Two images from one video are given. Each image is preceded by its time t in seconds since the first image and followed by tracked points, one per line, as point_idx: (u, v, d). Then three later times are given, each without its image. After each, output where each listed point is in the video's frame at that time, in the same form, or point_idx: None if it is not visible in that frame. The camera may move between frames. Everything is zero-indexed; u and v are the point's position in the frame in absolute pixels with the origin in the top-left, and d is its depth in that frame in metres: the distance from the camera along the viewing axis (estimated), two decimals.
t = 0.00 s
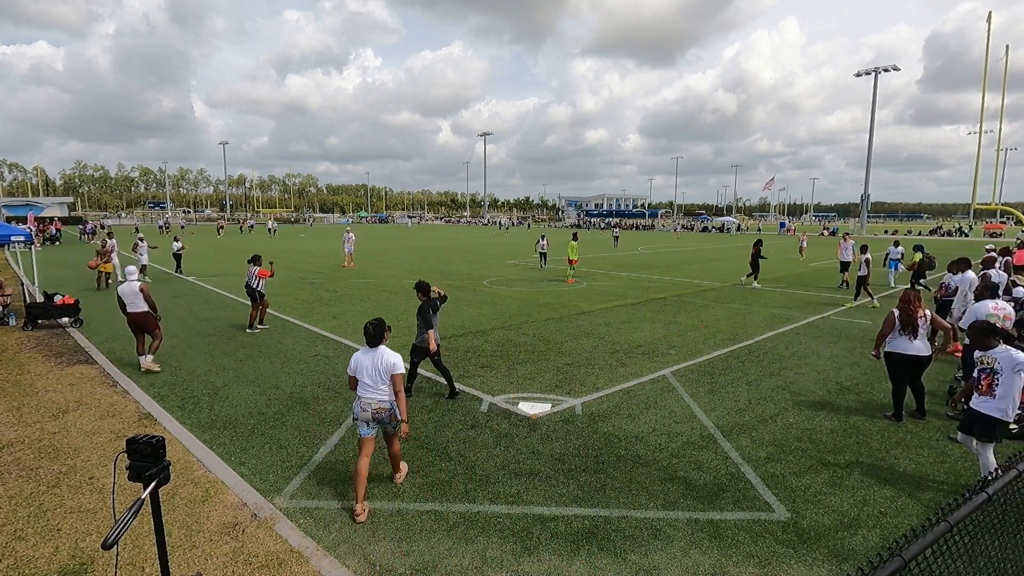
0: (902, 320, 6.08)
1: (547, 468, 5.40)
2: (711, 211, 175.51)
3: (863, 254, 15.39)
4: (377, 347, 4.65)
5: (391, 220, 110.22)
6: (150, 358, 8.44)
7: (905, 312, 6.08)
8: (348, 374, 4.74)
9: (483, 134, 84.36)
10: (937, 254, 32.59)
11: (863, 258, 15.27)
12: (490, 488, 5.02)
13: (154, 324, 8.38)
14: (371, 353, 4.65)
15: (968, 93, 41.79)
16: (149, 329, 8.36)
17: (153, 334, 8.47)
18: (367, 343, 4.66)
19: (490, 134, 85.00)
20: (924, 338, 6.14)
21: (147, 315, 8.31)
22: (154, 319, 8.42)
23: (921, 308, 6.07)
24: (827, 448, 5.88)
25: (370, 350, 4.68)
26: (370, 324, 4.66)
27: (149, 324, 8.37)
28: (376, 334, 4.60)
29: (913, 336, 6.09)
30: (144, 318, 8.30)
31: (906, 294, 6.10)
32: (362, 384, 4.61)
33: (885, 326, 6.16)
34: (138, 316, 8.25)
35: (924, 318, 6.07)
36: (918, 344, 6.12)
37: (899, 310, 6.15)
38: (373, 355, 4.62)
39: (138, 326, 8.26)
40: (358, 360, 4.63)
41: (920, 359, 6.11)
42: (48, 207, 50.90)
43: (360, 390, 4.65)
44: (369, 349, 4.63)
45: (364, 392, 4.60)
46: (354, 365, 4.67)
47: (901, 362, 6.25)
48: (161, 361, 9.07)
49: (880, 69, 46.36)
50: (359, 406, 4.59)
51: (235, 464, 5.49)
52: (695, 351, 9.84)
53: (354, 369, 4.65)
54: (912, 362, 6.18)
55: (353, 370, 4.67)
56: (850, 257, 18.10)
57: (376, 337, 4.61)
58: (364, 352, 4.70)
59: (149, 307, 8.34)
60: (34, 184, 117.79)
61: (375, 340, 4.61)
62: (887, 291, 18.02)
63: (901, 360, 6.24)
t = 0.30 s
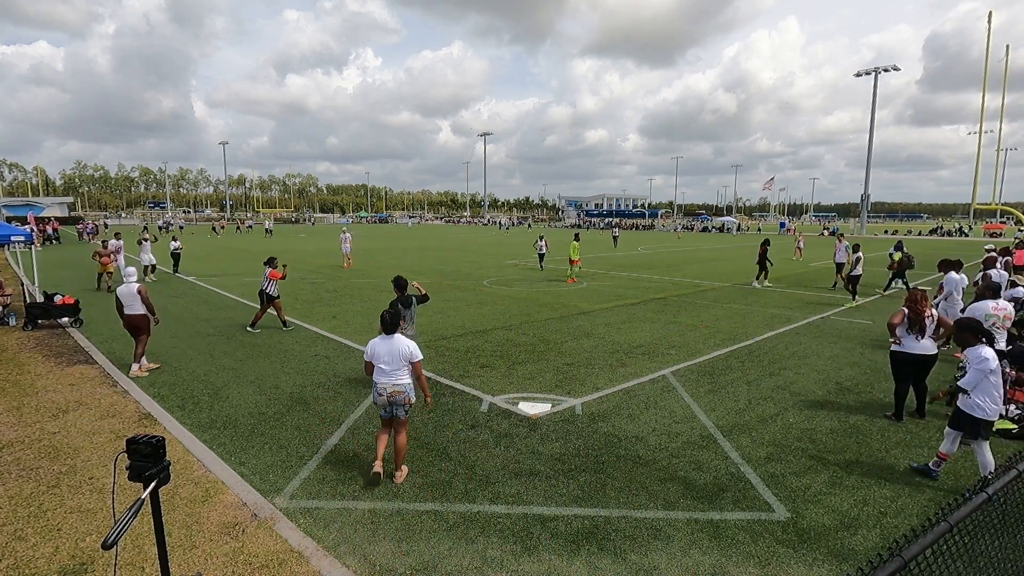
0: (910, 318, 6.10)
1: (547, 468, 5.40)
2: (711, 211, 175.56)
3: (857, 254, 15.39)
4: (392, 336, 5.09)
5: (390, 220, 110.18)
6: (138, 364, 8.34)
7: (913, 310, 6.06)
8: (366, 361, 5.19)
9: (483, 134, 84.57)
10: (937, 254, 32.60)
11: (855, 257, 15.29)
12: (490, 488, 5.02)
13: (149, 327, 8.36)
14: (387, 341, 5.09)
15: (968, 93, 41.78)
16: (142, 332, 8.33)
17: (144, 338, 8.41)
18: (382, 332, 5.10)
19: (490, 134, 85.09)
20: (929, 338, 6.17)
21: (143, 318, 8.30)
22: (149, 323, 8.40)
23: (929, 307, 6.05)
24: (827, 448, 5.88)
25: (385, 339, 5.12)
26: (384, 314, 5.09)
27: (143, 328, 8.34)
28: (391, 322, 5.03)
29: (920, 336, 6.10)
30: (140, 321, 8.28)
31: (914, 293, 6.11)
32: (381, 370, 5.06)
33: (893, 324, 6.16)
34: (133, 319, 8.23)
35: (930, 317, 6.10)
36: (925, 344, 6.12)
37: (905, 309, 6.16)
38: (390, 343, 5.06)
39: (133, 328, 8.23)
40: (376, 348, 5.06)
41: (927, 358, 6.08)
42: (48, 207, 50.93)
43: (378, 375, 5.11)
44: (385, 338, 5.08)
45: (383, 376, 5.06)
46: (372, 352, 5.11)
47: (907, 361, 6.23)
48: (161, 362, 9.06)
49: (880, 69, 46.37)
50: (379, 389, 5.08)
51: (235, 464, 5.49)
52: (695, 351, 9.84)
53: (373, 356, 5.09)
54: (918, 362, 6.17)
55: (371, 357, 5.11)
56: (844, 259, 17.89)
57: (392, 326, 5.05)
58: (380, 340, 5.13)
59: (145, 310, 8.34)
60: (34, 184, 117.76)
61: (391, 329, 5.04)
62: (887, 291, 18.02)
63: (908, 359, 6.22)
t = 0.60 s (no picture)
0: (921, 318, 6.06)
1: (547, 468, 5.40)
2: (711, 211, 175.64)
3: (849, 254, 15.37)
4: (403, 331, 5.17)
5: (390, 220, 110.22)
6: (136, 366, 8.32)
7: (922, 311, 6.04)
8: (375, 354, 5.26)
9: (483, 134, 84.97)
10: (937, 254, 32.62)
11: (849, 257, 15.31)
12: (490, 487, 5.02)
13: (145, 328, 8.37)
14: (398, 336, 5.17)
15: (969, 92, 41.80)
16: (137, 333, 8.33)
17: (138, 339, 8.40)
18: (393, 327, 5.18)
19: (490, 134, 85.25)
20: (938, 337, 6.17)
21: (140, 318, 8.30)
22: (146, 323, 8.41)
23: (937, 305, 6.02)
24: (827, 448, 5.88)
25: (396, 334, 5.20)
26: (397, 310, 5.17)
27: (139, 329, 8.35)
28: (403, 319, 5.11)
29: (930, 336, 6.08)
30: (136, 322, 8.28)
31: (921, 293, 6.05)
32: (392, 364, 5.17)
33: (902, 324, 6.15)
34: (129, 320, 8.23)
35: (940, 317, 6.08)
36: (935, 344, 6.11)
37: (915, 309, 6.13)
38: (400, 338, 5.15)
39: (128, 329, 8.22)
40: (386, 343, 5.14)
41: (934, 359, 6.09)
42: (48, 207, 50.96)
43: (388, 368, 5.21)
44: (396, 333, 5.16)
45: (393, 370, 5.17)
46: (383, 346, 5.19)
47: (916, 361, 6.22)
48: (161, 361, 9.06)
49: (880, 69, 46.42)
50: (388, 382, 5.20)
51: (235, 464, 5.49)
52: (695, 351, 9.84)
53: (383, 351, 5.17)
54: (925, 361, 6.16)
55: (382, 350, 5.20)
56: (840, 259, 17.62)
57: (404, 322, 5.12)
58: (391, 335, 5.21)
59: (141, 311, 8.33)
60: (34, 184, 117.77)
61: (403, 325, 5.12)
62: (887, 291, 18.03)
63: (917, 359, 6.22)
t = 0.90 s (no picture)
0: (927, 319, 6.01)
1: (547, 468, 5.40)
2: (710, 211, 175.68)
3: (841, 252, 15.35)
4: (410, 322, 5.68)
5: (390, 220, 110.20)
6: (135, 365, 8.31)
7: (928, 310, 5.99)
8: (386, 346, 5.71)
9: (483, 134, 85.04)
10: (936, 254, 32.65)
11: (840, 256, 15.22)
12: (490, 487, 5.03)
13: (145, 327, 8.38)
14: (406, 327, 5.68)
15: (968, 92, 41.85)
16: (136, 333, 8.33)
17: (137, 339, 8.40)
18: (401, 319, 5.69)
19: (490, 134, 85.38)
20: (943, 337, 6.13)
21: (139, 318, 8.31)
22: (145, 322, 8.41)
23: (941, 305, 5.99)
24: (827, 448, 5.88)
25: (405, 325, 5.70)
26: (403, 304, 5.70)
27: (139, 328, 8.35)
28: (408, 309, 5.64)
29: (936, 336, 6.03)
30: (136, 321, 8.29)
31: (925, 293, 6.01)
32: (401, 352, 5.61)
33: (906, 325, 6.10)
34: (129, 320, 8.23)
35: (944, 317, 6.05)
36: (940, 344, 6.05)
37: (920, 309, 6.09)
38: (408, 328, 5.64)
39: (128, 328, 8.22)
40: (397, 334, 5.60)
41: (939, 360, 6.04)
42: (48, 207, 50.97)
43: (399, 358, 5.64)
44: (405, 324, 5.66)
45: (403, 359, 5.59)
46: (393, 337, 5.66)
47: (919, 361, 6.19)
48: (161, 361, 9.06)
49: (880, 70, 46.47)
50: (399, 370, 5.59)
51: (235, 464, 5.49)
52: (695, 351, 9.84)
53: (393, 341, 5.63)
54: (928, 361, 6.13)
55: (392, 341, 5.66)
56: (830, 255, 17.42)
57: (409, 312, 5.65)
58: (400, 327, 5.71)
59: (141, 310, 8.33)
60: (34, 184, 117.74)
61: (409, 316, 5.64)
62: (888, 291, 18.03)
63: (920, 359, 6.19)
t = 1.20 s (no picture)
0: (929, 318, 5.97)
1: (547, 468, 5.40)
2: (710, 212, 175.70)
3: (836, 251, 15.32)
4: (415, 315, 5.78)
5: (390, 220, 110.12)
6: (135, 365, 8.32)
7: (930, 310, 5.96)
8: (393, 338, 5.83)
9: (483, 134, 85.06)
10: (937, 254, 32.66)
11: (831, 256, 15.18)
12: (490, 487, 5.02)
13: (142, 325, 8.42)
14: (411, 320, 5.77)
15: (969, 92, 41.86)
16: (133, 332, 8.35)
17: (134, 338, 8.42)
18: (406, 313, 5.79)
19: (490, 134, 85.42)
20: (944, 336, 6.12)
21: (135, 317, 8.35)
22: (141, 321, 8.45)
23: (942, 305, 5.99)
24: (827, 448, 5.88)
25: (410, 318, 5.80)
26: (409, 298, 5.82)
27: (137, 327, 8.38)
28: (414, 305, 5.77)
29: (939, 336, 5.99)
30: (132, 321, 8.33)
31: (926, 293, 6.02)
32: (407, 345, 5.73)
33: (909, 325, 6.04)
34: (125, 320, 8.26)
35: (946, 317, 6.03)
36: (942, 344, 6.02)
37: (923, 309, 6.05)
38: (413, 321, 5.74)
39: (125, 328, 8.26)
40: (402, 327, 5.70)
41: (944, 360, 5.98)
42: (49, 207, 50.97)
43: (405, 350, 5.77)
44: (410, 318, 5.76)
45: (409, 351, 5.73)
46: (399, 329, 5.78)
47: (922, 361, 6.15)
48: (161, 361, 9.06)
49: (880, 69, 46.49)
50: (406, 362, 5.75)
51: (235, 464, 5.49)
52: (695, 351, 9.84)
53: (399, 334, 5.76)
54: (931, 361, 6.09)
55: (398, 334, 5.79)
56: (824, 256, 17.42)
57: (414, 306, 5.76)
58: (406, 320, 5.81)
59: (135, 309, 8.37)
60: (34, 184, 117.71)
61: (414, 310, 5.74)
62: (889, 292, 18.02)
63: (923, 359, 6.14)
